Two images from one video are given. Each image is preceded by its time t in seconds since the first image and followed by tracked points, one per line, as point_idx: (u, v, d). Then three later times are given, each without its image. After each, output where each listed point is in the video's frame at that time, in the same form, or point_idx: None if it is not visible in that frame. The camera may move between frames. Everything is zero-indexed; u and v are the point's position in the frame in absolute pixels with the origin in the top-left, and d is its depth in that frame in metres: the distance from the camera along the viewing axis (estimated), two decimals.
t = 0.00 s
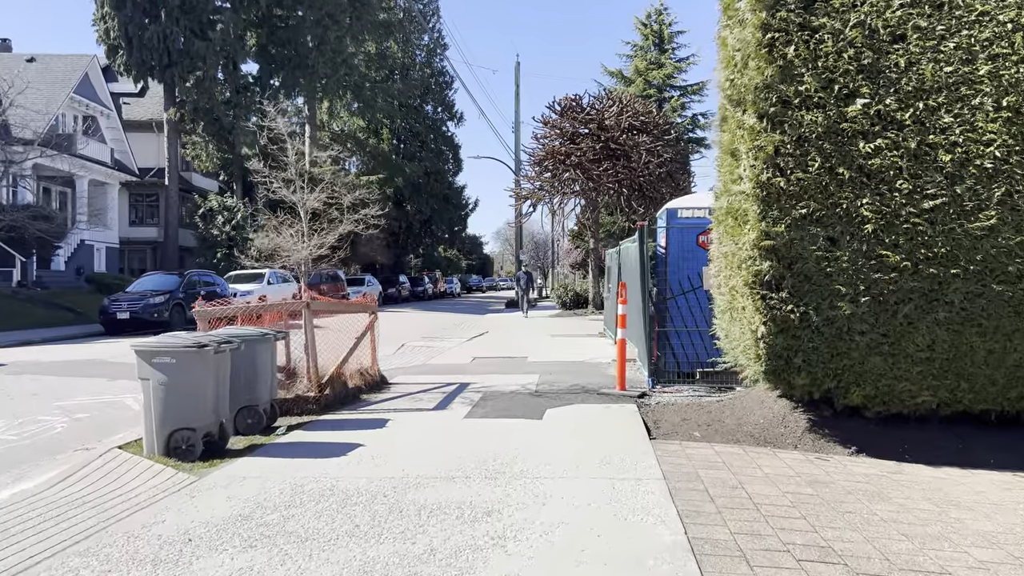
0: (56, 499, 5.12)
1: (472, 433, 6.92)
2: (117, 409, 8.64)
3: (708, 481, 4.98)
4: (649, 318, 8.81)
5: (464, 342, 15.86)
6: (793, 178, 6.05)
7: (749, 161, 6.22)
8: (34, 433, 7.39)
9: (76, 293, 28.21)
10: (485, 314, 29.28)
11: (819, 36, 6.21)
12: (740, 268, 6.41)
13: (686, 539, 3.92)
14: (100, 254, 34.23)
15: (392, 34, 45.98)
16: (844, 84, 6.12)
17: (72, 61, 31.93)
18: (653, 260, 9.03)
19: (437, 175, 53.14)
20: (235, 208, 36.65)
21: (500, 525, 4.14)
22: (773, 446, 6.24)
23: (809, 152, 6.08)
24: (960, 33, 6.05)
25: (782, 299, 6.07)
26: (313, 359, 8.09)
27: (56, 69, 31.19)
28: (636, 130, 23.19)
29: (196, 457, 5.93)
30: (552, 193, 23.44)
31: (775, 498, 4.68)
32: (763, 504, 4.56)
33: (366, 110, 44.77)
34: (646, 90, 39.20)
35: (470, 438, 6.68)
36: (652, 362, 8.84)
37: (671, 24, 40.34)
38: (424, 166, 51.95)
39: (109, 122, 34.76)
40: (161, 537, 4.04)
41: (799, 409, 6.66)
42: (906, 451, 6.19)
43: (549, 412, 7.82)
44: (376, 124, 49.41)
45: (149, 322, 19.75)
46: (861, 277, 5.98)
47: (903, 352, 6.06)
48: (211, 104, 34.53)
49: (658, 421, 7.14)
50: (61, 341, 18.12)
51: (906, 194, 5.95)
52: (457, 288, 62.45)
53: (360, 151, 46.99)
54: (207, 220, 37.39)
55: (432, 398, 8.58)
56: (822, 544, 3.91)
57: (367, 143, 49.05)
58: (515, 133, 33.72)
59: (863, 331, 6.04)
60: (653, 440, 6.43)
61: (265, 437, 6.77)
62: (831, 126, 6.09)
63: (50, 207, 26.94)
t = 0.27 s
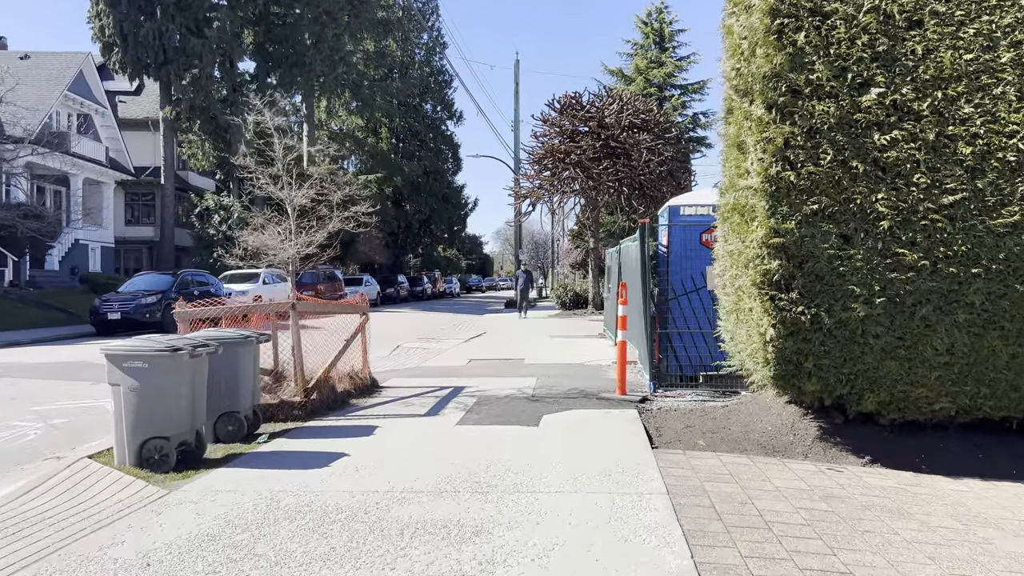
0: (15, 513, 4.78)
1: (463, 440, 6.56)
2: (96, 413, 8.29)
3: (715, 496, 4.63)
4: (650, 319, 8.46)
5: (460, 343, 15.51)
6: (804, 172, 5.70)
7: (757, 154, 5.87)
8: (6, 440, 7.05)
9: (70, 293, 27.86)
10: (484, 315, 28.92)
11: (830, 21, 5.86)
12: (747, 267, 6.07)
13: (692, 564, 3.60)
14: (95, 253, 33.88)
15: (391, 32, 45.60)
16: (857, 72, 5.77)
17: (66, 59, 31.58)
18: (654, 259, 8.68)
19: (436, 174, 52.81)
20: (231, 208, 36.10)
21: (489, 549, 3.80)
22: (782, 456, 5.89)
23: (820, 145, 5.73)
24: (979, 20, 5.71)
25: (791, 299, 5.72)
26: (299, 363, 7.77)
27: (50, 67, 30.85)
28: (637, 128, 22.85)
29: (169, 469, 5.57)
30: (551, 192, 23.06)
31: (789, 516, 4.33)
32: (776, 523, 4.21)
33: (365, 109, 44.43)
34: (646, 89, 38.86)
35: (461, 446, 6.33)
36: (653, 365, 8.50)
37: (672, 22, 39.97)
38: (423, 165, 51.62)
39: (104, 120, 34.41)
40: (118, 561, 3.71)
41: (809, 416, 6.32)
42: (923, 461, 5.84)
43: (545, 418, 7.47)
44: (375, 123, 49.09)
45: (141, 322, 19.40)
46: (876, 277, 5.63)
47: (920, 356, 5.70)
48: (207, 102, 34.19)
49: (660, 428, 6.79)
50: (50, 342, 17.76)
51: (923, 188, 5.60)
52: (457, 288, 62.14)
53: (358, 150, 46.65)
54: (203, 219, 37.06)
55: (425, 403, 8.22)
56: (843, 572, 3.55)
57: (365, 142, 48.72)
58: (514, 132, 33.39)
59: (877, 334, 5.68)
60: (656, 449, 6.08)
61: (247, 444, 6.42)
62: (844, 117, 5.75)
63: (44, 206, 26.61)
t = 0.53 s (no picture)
0: None
1: (454, 451, 6.18)
2: (71, 421, 7.93)
3: (723, 518, 4.26)
4: (652, 321, 8.10)
5: (456, 345, 15.16)
6: (817, 166, 5.34)
7: (765, 147, 5.50)
8: None
9: (63, 293, 27.48)
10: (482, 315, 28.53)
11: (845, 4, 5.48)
12: (755, 269, 5.70)
13: None
14: (90, 253, 33.50)
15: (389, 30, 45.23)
16: (874, 59, 5.39)
17: (60, 57, 31.23)
18: (655, 259, 8.32)
19: (434, 173, 52.46)
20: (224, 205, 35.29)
21: None
22: (793, 469, 5.53)
23: (834, 137, 5.37)
24: (1004, 4, 5.34)
25: (802, 303, 5.35)
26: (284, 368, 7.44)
27: (43, 65, 30.50)
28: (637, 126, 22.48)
29: (136, 484, 5.20)
30: (550, 190, 22.71)
31: (804, 541, 3.96)
32: (790, 549, 3.84)
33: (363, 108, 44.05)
34: (647, 88, 38.49)
35: (451, 458, 5.96)
36: (654, 370, 8.13)
37: (672, 20, 39.60)
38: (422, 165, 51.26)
39: (98, 119, 34.04)
40: None
41: (821, 426, 5.95)
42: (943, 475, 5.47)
43: (542, 426, 7.10)
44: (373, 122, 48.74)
45: (132, 324, 19.06)
46: (894, 279, 5.25)
47: (941, 364, 5.33)
48: (202, 101, 33.81)
49: (663, 438, 6.41)
50: (39, 344, 17.41)
51: (945, 183, 5.23)
52: (456, 288, 61.85)
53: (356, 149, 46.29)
54: (199, 219, 36.70)
55: (416, 409, 7.87)
56: None
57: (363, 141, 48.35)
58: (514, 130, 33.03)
59: (896, 339, 5.31)
60: (658, 462, 5.71)
61: (224, 456, 6.05)
62: (860, 108, 5.38)
63: (36, 205, 26.25)
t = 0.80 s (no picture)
0: None
1: (449, 460, 5.82)
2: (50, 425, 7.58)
3: (742, 537, 3.90)
4: (657, 322, 7.74)
5: (454, 346, 14.81)
6: (838, 156, 4.97)
7: (782, 136, 5.13)
8: None
9: (56, 293, 27.14)
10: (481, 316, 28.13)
11: None
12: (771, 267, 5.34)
13: None
14: (85, 253, 33.13)
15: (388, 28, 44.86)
16: (899, 42, 5.01)
17: (54, 54, 30.89)
18: (661, 256, 7.95)
19: (434, 172, 52.10)
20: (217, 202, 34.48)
21: None
22: (812, 481, 5.18)
23: (856, 125, 5.00)
24: None
25: (822, 303, 4.99)
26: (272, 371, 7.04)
27: (38, 62, 30.15)
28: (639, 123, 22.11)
29: (106, 496, 4.83)
30: (551, 189, 22.34)
31: (831, 565, 3.61)
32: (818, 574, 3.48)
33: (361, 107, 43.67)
34: (647, 86, 38.10)
35: (446, 468, 5.60)
36: (660, 373, 7.77)
37: (673, 18, 39.24)
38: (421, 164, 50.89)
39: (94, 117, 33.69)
40: None
41: (840, 434, 5.59)
42: (970, 487, 5.13)
43: (542, 432, 6.73)
44: (372, 121, 48.38)
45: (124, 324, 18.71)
46: (922, 277, 4.89)
47: (971, 368, 4.97)
48: (199, 99, 33.44)
49: (671, 446, 6.06)
50: (28, 345, 17.05)
51: (976, 174, 4.87)
52: (455, 288, 61.48)
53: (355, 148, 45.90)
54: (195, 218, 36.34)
55: (410, 414, 7.51)
56: None
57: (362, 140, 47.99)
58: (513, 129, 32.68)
59: (923, 342, 4.95)
60: (668, 472, 5.35)
61: (205, 465, 5.71)
62: (884, 93, 5.01)
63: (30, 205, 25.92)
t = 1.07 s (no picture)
0: None
1: (442, 475, 5.49)
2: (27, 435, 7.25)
3: (759, 570, 3.57)
4: (663, 327, 7.38)
5: (451, 349, 14.46)
6: (859, 150, 4.62)
7: (798, 129, 4.78)
8: None
9: (50, 293, 26.81)
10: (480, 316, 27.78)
11: None
12: (786, 270, 4.98)
13: None
14: (80, 253, 32.79)
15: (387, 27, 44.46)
16: (924, 28, 4.65)
17: (48, 52, 30.54)
18: (666, 257, 7.59)
19: (433, 172, 51.75)
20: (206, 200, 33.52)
21: None
22: (830, 499, 4.83)
23: (878, 118, 4.65)
24: None
25: (842, 309, 4.64)
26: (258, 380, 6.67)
27: (31, 60, 29.81)
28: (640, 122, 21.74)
29: (70, 517, 4.48)
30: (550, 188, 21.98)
31: None
32: None
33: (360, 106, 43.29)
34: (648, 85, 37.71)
35: (439, 484, 5.27)
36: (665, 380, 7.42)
37: (674, 17, 38.86)
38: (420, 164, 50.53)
39: (88, 115, 33.32)
40: None
41: (858, 448, 5.25)
42: (996, 508, 4.82)
43: (541, 443, 6.38)
44: (371, 120, 48.02)
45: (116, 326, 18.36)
46: (950, 281, 4.54)
47: (1002, 380, 4.64)
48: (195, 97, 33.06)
49: (678, 460, 5.71)
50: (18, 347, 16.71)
51: (1008, 171, 4.52)
52: (455, 287, 61.13)
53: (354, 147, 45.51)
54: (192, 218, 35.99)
55: (403, 423, 7.16)
56: None
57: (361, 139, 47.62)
58: (513, 128, 32.33)
59: (951, 351, 4.60)
60: (676, 490, 5.01)
61: (182, 482, 5.37)
62: (908, 84, 4.65)
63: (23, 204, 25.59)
